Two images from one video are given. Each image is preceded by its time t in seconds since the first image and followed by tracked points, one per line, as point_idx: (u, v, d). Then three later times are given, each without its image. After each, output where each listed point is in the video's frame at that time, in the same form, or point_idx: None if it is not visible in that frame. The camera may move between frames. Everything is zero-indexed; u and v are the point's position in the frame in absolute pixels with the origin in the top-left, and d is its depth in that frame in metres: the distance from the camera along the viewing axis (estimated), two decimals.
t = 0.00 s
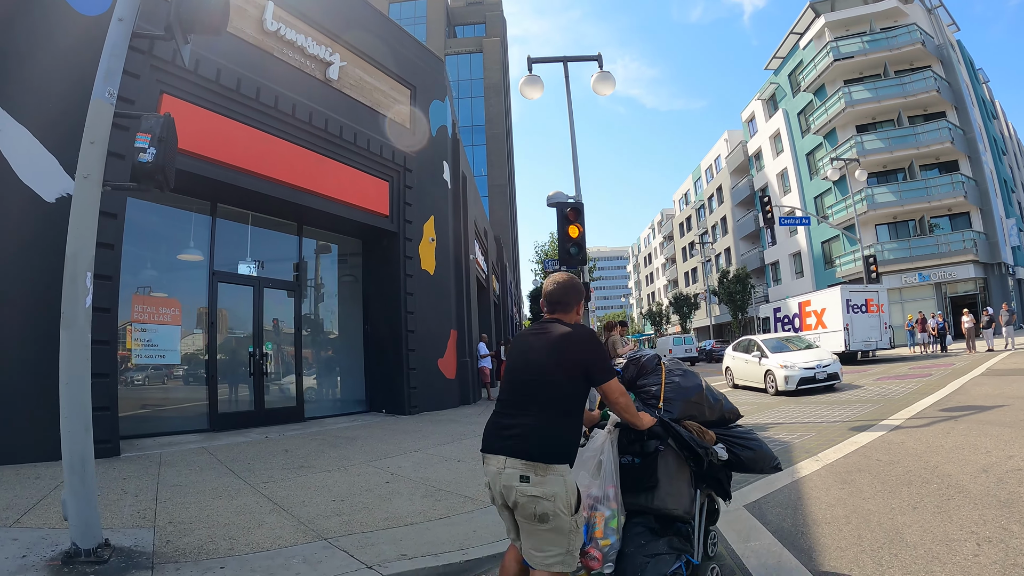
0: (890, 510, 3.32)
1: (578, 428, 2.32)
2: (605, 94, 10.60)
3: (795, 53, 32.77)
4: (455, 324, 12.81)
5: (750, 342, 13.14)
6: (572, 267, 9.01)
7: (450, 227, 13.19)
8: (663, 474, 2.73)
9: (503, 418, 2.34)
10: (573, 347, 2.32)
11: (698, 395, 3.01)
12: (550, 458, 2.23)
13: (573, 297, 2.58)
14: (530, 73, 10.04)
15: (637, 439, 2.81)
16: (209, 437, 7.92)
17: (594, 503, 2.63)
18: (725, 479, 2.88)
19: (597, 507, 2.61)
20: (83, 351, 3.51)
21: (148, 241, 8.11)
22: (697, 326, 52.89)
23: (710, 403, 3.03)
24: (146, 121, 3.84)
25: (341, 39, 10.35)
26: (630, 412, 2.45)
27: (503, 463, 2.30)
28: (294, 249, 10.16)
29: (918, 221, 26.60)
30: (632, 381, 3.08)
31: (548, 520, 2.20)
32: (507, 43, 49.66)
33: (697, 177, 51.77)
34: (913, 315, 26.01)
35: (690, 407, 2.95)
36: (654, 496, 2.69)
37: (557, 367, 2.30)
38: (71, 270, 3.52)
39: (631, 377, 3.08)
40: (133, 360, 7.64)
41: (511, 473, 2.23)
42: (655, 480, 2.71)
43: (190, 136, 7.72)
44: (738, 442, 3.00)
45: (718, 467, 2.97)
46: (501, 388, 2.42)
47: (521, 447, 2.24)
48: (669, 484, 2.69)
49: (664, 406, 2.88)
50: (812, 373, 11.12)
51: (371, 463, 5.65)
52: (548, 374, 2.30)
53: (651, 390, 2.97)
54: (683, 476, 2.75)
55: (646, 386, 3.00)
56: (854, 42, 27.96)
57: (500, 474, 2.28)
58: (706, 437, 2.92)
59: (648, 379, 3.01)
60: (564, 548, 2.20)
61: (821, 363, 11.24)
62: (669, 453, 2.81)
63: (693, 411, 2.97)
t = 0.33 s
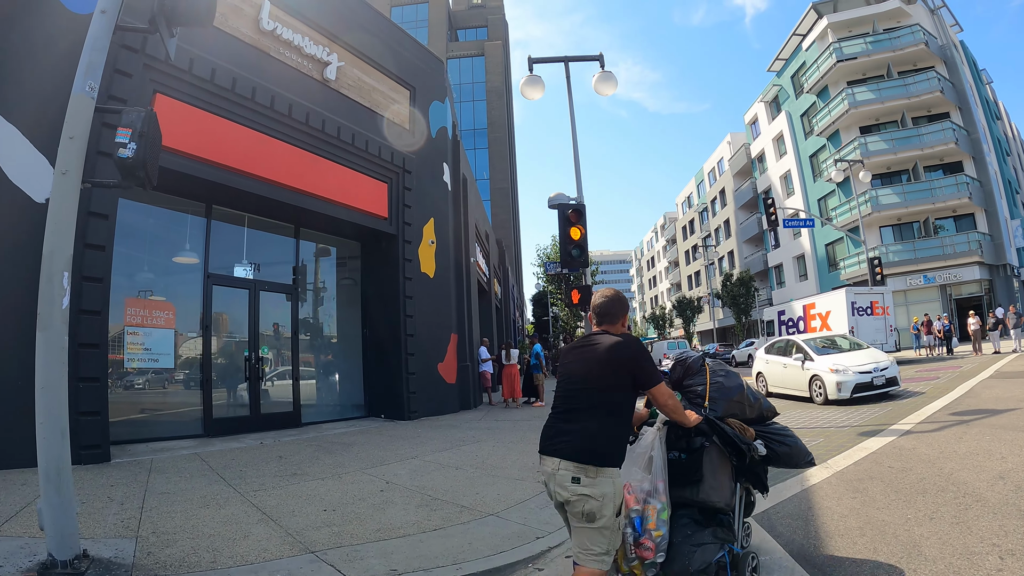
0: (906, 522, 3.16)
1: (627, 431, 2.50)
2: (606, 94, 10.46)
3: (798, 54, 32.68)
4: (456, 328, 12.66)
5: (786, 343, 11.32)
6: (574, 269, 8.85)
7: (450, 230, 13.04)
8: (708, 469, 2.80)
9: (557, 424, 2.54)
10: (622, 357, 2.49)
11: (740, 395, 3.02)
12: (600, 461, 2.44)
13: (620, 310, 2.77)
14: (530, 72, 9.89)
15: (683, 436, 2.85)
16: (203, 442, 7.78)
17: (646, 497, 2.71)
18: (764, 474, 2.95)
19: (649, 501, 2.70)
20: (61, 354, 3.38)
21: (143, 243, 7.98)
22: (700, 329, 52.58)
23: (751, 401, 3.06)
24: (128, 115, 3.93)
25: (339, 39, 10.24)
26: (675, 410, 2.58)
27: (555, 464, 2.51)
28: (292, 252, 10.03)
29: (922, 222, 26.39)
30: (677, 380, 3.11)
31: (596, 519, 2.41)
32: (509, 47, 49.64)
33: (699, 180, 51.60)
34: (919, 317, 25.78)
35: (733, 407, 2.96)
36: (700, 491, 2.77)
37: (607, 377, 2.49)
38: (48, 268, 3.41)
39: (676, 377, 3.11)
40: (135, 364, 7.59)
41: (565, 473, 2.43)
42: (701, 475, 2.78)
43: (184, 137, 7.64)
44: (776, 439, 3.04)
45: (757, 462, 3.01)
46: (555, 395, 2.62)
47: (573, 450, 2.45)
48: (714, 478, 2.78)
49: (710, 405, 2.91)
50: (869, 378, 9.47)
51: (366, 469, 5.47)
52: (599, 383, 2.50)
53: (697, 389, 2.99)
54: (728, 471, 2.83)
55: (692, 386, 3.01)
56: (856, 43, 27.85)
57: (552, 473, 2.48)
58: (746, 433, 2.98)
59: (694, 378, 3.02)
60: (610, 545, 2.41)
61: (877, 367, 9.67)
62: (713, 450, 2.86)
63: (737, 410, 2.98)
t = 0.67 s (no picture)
0: (916, 528, 3.04)
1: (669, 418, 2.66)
2: (602, 89, 10.29)
3: (795, 51, 32.61)
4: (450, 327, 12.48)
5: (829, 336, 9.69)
6: (569, 266, 8.69)
7: (444, 227, 12.86)
8: (739, 456, 2.99)
9: (606, 409, 2.70)
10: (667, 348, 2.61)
11: (769, 386, 3.19)
12: (654, 441, 2.62)
13: (662, 305, 2.89)
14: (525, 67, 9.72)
15: (716, 425, 3.07)
16: (190, 444, 7.61)
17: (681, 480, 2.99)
18: (792, 461, 3.11)
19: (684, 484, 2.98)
20: (28, 354, 3.21)
21: (130, 240, 7.79)
22: (697, 327, 52.45)
23: (779, 392, 3.21)
24: (99, 105, 3.81)
25: (330, 33, 10.02)
26: (711, 402, 2.70)
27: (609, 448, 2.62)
28: (282, 250, 9.84)
29: (919, 220, 26.35)
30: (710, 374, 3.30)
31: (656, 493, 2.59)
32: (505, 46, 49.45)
33: (695, 178, 51.52)
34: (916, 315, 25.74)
35: (762, 398, 3.15)
36: (730, 476, 2.98)
37: (651, 365, 2.64)
38: (15, 264, 3.24)
39: (709, 371, 3.30)
40: (129, 365, 7.47)
41: (626, 456, 2.56)
42: (731, 461, 2.97)
43: (170, 132, 7.45)
44: (801, 428, 3.16)
45: (785, 450, 3.16)
46: (602, 383, 2.78)
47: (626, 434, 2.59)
48: (745, 464, 2.96)
49: (741, 396, 3.11)
50: (940, 376, 7.95)
51: (353, 472, 5.29)
52: (643, 370, 2.63)
53: (727, 381, 3.19)
54: (757, 458, 3.00)
55: (723, 378, 3.21)
56: (853, 40, 27.76)
57: (609, 458, 2.59)
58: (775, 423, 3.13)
59: (725, 371, 3.21)
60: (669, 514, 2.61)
61: (946, 362, 8.18)
62: (744, 439, 3.06)
63: (765, 401, 3.17)
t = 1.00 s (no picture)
0: (923, 537, 2.93)
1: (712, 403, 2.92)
2: (595, 84, 10.13)
3: (789, 48, 32.60)
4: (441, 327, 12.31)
5: (883, 327, 8.58)
6: (561, 263, 8.53)
7: (435, 225, 12.69)
8: (766, 443, 3.17)
9: (655, 395, 2.99)
10: (709, 341, 2.88)
11: (791, 377, 3.35)
12: (697, 425, 2.87)
13: (698, 301, 3.17)
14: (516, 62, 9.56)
15: (743, 414, 3.23)
16: (174, 446, 7.41)
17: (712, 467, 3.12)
18: (813, 448, 3.26)
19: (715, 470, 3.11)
20: None
21: (114, 238, 7.61)
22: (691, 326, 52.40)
23: (800, 383, 3.38)
24: (66, 94, 3.62)
25: (317, 27, 9.82)
26: (743, 389, 2.97)
27: (659, 433, 2.90)
28: (269, 249, 9.64)
29: (913, 217, 26.40)
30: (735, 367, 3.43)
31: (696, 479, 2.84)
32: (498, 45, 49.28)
33: (689, 176, 51.47)
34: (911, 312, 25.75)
35: (785, 388, 3.31)
36: (757, 461, 3.12)
37: (694, 355, 2.92)
38: None
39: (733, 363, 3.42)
40: (122, 366, 7.38)
41: (672, 439, 2.84)
42: (758, 447, 3.14)
43: (153, 127, 7.26)
44: (821, 417, 3.35)
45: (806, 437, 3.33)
46: (650, 370, 3.08)
47: (675, 419, 2.88)
48: (771, 450, 3.14)
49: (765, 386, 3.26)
50: None
51: (338, 475, 5.11)
52: (688, 360, 2.92)
53: (752, 372, 3.30)
54: (782, 445, 3.17)
55: (747, 369, 3.33)
56: (847, 37, 27.74)
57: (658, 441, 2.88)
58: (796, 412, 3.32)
59: (751, 363, 3.35)
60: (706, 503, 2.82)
61: None
62: (768, 426, 3.22)
63: (788, 391, 3.33)
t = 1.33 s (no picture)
0: (939, 545, 2.80)
1: (743, 398, 2.98)
2: (593, 80, 9.98)
3: (788, 45, 32.44)
4: (439, 327, 12.15)
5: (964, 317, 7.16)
6: (561, 261, 8.39)
7: (432, 223, 12.54)
8: (797, 430, 3.24)
9: (691, 394, 3.08)
10: (743, 340, 2.95)
11: (821, 367, 3.35)
12: (730, 420, 2.95)
13: (727, 303, 3.24)
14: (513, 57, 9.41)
15: (775, 404, 3.28)
16: (166, 450, 7.28)
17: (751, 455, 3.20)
18: (841, 435, 3.38)
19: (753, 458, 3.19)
20: None
21: (105, 239, 7.52)
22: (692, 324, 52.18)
23: (830, 374, 3.37)
24: (40, 85, 3.57)
25: (311, 23, 9.68)
26: (777, 383, 3.02)
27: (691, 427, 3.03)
28: (263, 248, 9.49)
29: (915, 213, 26.24)
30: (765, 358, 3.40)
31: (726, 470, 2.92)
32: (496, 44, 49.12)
33: (689, 173, 51.29)
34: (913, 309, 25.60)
35: (816, 378, 3.32)
36: (789, 448, 3.22)
37: (727, 354, 3.00)
38: None
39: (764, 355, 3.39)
40: (122, 368, 7.37)
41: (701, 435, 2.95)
42: (791, 434, 3.21)
43: (144, 125, 7.14)
44: (849, 407, 3.37)
45: (835, 425, 3.39)
46: (687, 371, 3.16)
47: (709, 415, 2.96)
48: (803, 437, 3.22)
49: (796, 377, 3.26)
50: None
51: (331, 479, 4.97)
52: (721, 361, 3.00)
53: (784, 364, 3.29)
54: (814, 432, 3.25)
55: (780, 361, 3.31)
56: (847, 33, 27.58)
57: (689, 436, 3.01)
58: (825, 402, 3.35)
59: (782, 356, 3.33)
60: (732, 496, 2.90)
61: None
62: (800, 415, 3.29)
63: (819, 381, 3.33)
